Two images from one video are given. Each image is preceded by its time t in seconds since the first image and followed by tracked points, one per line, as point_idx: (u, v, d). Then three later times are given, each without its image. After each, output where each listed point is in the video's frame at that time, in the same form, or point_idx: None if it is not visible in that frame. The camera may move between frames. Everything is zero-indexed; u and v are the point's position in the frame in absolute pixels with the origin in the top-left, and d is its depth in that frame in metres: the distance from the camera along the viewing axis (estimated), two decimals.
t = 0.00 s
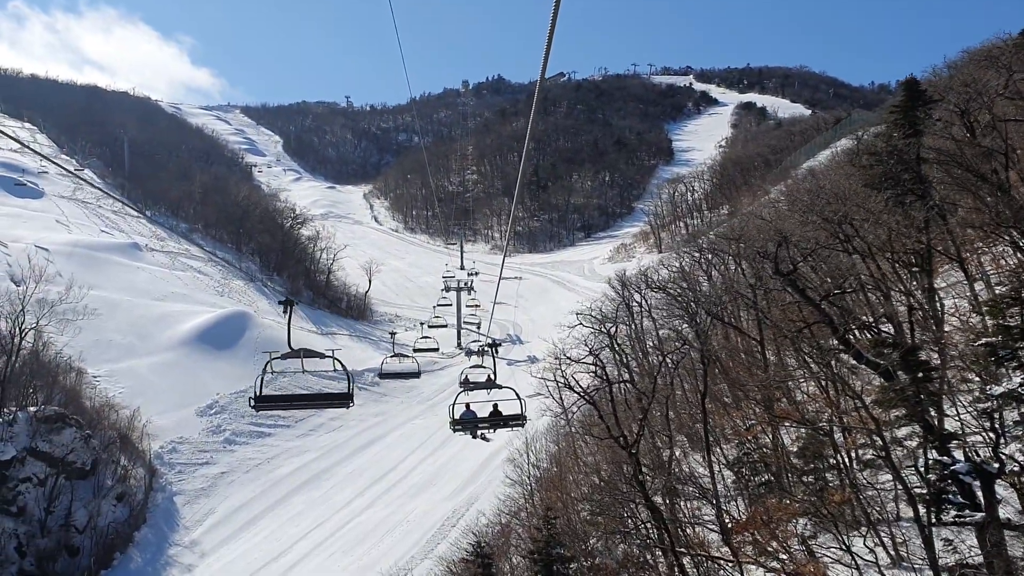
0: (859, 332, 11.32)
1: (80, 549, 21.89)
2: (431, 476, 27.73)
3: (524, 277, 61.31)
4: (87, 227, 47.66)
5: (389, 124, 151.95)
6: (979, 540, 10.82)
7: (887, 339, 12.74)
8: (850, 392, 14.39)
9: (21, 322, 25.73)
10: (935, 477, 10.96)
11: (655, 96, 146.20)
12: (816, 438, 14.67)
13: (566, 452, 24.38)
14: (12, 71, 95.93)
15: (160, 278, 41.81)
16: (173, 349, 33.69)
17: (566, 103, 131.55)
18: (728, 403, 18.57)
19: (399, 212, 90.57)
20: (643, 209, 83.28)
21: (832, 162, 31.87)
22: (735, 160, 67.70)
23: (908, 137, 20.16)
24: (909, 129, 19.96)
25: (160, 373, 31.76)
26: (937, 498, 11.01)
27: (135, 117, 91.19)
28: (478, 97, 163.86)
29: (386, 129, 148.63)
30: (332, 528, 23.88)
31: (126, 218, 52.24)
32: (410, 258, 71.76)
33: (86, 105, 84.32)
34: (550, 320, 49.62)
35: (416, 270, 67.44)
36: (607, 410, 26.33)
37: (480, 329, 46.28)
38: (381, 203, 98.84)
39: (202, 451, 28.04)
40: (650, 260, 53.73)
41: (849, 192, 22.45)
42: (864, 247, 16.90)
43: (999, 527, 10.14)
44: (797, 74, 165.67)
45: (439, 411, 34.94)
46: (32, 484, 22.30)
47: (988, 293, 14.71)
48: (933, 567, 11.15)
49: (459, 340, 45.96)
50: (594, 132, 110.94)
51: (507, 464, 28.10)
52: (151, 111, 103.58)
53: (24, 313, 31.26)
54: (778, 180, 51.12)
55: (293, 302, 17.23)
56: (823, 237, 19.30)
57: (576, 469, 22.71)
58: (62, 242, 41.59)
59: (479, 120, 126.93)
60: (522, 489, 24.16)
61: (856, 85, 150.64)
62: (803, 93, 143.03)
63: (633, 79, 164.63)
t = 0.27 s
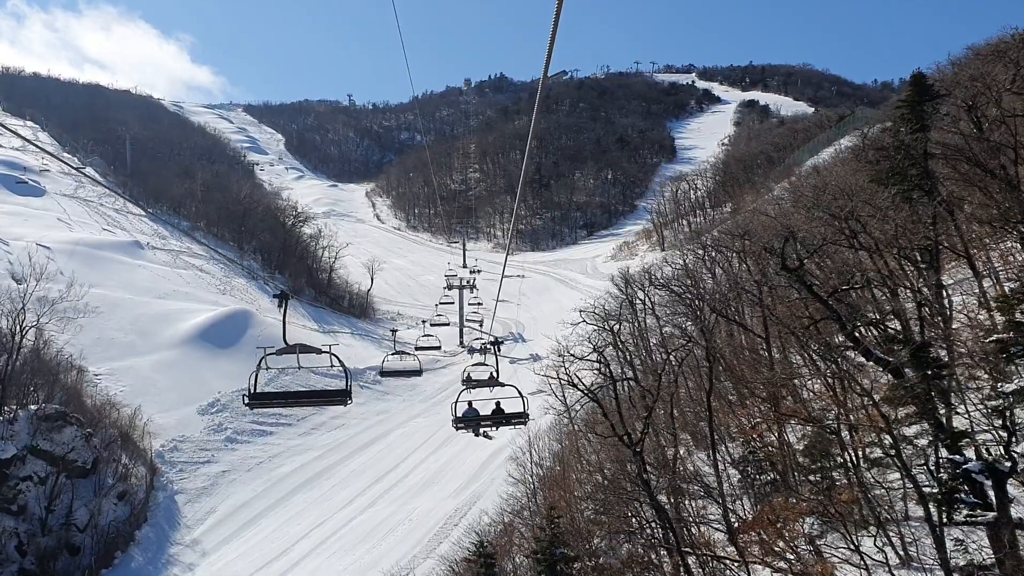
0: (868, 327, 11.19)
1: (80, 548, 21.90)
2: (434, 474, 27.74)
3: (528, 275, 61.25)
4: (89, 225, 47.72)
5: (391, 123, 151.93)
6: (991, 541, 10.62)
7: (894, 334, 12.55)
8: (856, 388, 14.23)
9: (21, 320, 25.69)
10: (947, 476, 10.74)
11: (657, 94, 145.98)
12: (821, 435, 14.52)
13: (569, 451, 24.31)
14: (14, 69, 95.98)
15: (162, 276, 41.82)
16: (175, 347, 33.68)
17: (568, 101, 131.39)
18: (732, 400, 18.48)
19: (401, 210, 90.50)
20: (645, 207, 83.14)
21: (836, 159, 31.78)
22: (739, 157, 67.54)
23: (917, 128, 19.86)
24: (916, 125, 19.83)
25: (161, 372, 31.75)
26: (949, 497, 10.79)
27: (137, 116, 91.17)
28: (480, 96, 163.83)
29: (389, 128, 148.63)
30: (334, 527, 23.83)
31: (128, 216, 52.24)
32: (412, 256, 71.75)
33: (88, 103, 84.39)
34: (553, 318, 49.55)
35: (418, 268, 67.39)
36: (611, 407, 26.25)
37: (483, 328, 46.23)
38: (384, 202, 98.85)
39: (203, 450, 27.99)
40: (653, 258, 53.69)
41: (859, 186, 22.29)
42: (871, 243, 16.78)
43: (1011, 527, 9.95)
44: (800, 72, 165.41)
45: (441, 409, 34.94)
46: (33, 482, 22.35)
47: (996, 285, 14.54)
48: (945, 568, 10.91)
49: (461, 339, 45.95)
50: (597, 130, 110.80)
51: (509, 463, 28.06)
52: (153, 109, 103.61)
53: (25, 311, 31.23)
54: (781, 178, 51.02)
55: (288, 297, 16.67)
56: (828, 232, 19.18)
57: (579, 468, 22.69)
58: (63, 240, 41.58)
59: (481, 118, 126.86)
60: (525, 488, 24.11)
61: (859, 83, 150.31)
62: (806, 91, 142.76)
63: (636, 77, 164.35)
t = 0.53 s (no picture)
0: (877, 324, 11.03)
1: (83, 547, 21.93)
2: (438, 473, 27.66)
3: (533, 274, 61.15)
4: (94, 223, 47.87)
5: (396, 122, 151.98)
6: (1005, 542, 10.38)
7: (904, 332, 12.36)
8: (866, 386, 14.03)
9: (25, 318, 25.76)
10: (961, 476, 10.51)
11: (663, 92, 145.63)
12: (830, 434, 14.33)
13: (574, 450, 24.17)
14: (20, 68, 96.32)
15: (167, 275, 41.86)
16: (179, 346, 33.72)
17: (573, 100, 131.22)
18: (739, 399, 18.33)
19: (406, 209, 90.45)
20: (651, 205, 82.93)
21: (844, 156, 31.55)
22: (744, 156, 67.29)
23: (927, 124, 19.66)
24: (926, 120, 19.61)
25: (165, 370, 31.77)
26: (964, 498, 10.53)
27: (142, 114, 91.31)
28: (485, 94, 163.77)
29: (394, 126, 148.68)
30: (337, 527, 23.76)
31: (133, 215, 52.33)
32: (417, 255, 71.73)
33: (93, 102, 84.64)
34: (558, 317, 49.45)
35: (423, 266, 67.37)
36: (617, 406, 26.13)
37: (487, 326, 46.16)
38: (389, 200, 98.90)
39: (207, 449, 27.99)
40: (658, 256, 53.52)
41: (867, 182, 22.09)
42: (879, 240, 16.61)
43: None
44: (806, 70, 164.79)
45: (445, 408, 34.87)
46: (36, 481, 22.41)
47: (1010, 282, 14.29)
48: (959, 570, 10.67)
49: (466, 337, 45.89)
50: (602, 128, 110.60)
51: (514, 462, 27.96)
52: (159, 108, 103.89)
53: (29, 309, 31.29)
54: (787, 176, 50.76)
55: (283, 288, 21.50)
56: (836, 229, 19.01)
57: (584, 467, 22.58)
58: (68, 238, 41.67)
59: (486, 117, 126.83)
60: (530, 487, 24.00)
61: (865, 81, 149.65)
62: (812, 90, 142.22)
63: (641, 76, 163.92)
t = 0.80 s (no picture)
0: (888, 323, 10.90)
1: (86, 547, 21.90)
2: (442, 472, 27.59)
3: (537, 273, 61.01)
4: (98, 222, 47.93)
5: (400, 121, 151.97)
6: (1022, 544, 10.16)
7: (915, 331, 12.18)
8: (875, 385, 13.86)
9: (28, 317, 25.73)
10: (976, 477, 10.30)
11: (667, 91, 145.29)
12: (839, 435, 14.16)
13: (579, 450, 24.07)
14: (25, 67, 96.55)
15: (171, 274, 41.90)
16: (182, 344, 33.70)
17: (578, 99, 130.99)
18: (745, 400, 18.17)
19: (410, 208, 90.39)
20: (655, 205, 82.72)
21: (851, 154, 31.32)
22: (750, 155, 67.04)
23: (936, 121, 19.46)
24: (936, 117, 19.38)
25: (169, 369, 31.76)
26: (979, 500, 10.30)
27: (146, 114, 91.46)
28: (490, 94, 163.65)
29: (398, 126, 148.70)
30: (341, 527, 23.69)
31: (137, 214, 52.40)
32: (421, 254, 71.66)
33: (98, 101, 84.76)
34: (562, 316, 49.32)
35: (427, 266, 67.31)
36: (622, 405, 26.01)
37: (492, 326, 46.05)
38: (393, 200, 98.91)
39: (210, 448, 27.96)
40: (663, 255, 53.33)
41: (876, 180, 21.87)
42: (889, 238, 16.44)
43: None
44: (811, 69, 164.27)
45: (449, 407, 34.80)
46: (39, 480, 22.40)
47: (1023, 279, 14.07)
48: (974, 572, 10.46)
49: (470, 336, 45.79)
50: (606, 128, 110.37)
51: (518, 462, 27.87)
52: (163, 108, 104.06)
53: (33, 308, 31.35)
54: (793, 175, 50.51)
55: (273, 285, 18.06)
56: (844, 227, 18.85)
57: (589, 467, 22.48)
58: (71, 237, 41.74)
59: (491, 117, 126.68)
60: (534, 487, 23.90)
61: (871, 80, 149.09)
62: (817, 89, 141.71)
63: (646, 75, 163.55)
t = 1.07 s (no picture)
0: (899, 321, 10.76)
1: (88, 545, 21.86)
2: (446, 472, 27.50)
3: (542, 273, 60.85)
4: (103, 220, 48.02)
5: (405, 121, 151.97)
6: None
7: (925, 329, 11.99)
8: (885, 385, 13.67)
9: (30, 315, 25.70)
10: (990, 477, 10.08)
11: (672, 91, 144.97)
12: (849, 435, 13.98)
13: (584, 449, 23.93)
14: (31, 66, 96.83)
15: (175, 272, 41.94)
16: (185, 342, 33.67)
17: (583, 98, 130.76)
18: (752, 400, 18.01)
19: (414, 207, 90.36)
20: (661, 204, 82.49)
21: (859, 152, 31.07)
22: (756, 153, 66.75)
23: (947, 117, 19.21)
24: (947, 113, 19.12)
25: (172, 367, 31.72)
26: (995, 501, 10.06)
27: (151, 112, 91.67)
28: (495, 93, 163.56)
29: (403, 126, 148.70)
30: (344, 526, 23.63)
31: (142, 212, 52.49)
32: (425, 253, 71.59)
33: (103, 100, 84.92)
34: (567, 315, 49.17)
35: (431, 265, 67.24)
36: (628, 405, 25.85)
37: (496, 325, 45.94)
38: (397, 199, 98.91)
39: (213, 447, 27.92)
40: (668, 255, 53.13)
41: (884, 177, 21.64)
42: (899, 236, 16.30)
43: None
44: (816, 69, 163.72)
45: (453, 407, 34.70)
46: (41, 478, 22.36)
47: None
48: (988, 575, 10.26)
49: (475, 336, 45.68)
50: (611, 127, 110.14)
51: (522, 462, 27.76)
52: (168, 106, 104.25)
53: (36, 306, 31.39)
54: (800, 174, 50.24)
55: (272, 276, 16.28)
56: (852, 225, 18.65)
57: (594, 468, 22.36)
58: (75, 235, 41.82)
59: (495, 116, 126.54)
60: (539, 487, 23.78)
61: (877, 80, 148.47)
62: (823, 88, 141.20)
63: (651, 74, 163.20)
